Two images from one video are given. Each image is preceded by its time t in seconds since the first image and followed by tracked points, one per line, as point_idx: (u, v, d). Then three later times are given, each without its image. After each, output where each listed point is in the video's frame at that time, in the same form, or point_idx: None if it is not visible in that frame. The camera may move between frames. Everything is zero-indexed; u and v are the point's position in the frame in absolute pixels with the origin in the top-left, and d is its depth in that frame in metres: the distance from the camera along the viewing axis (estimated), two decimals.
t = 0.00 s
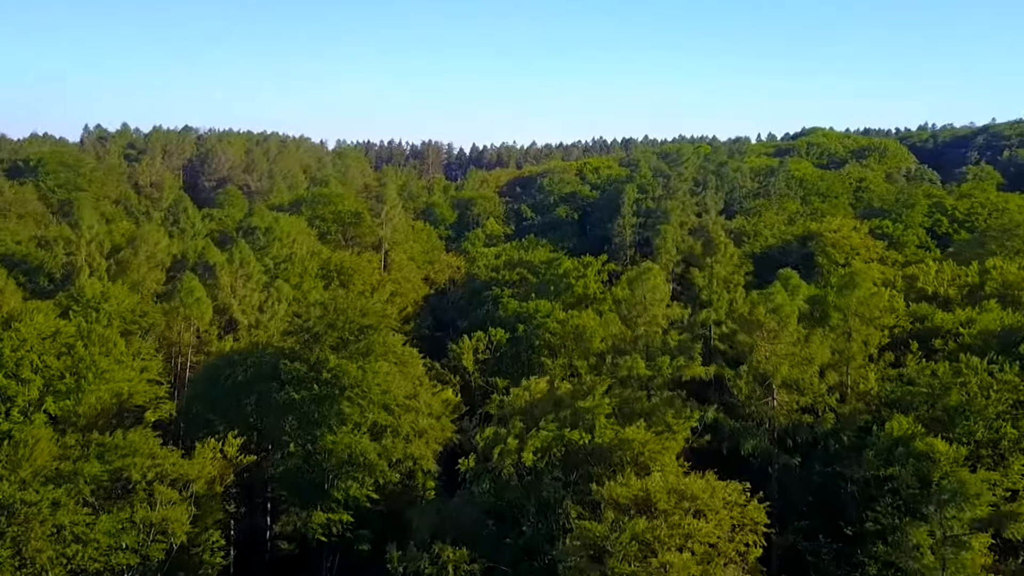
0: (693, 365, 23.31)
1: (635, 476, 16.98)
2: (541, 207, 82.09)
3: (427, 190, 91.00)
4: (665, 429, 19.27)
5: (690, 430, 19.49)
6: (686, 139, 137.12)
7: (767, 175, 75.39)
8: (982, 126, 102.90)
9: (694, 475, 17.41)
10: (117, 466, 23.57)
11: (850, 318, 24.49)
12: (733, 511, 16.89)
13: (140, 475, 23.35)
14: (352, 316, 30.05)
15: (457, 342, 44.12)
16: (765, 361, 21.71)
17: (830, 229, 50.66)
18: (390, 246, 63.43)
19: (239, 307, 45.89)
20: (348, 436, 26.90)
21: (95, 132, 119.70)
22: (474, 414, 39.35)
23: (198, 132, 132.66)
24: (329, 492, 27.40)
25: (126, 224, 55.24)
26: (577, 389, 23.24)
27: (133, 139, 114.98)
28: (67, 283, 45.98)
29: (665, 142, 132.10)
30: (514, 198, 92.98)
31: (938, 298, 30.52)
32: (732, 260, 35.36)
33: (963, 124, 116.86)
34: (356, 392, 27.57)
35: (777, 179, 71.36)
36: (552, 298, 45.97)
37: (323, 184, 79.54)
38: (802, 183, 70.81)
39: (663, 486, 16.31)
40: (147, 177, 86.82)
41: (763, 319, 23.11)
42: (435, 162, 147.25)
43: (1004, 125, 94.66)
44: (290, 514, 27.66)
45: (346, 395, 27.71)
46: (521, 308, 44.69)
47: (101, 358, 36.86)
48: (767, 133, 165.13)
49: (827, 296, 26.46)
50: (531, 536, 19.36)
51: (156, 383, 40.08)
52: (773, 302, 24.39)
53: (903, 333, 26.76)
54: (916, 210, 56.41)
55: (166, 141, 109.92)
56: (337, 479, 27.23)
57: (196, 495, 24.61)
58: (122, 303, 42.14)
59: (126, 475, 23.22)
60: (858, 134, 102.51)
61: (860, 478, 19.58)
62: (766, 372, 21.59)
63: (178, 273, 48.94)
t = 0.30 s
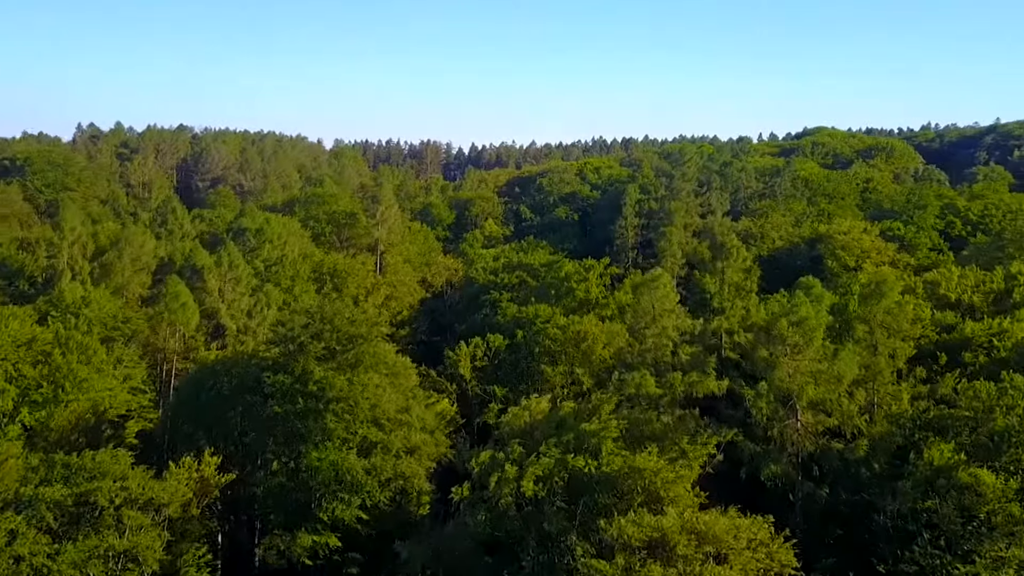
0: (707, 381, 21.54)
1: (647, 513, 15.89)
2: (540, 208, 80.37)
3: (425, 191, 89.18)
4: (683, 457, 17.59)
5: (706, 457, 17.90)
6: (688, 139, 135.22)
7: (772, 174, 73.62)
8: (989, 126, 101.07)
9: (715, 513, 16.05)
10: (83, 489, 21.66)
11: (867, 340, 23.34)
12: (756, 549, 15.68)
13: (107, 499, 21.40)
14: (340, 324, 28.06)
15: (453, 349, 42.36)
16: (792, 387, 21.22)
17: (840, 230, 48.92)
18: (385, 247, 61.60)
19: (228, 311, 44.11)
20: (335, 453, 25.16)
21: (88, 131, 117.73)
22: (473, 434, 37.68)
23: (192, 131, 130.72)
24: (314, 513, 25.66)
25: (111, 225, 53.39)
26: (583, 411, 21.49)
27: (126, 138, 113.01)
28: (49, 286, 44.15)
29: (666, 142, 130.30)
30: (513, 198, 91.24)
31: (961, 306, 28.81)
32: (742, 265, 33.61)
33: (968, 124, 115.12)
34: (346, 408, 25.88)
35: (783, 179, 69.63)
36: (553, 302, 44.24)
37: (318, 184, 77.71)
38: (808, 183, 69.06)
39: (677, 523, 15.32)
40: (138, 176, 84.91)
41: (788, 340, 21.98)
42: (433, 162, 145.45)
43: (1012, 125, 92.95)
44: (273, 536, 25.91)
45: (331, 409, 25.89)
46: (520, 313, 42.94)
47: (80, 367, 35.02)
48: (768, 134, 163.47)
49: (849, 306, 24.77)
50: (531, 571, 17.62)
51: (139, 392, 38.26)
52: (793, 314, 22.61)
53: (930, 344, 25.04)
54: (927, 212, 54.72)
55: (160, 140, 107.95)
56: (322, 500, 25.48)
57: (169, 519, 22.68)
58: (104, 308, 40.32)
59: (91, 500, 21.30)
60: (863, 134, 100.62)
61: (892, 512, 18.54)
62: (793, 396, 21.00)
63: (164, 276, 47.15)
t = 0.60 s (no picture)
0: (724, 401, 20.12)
1: (664, 556, 14.92)
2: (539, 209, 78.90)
3: (422, 192, 87.66)
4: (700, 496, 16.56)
5: (723, 487, 17.18)
6: (689, 139, 133.44)
7: (777, 174, 72.11)
8: (996, 126, 99.40)
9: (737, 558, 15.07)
10: (50, 514, 20.06)
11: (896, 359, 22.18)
12: None
13: (75, 525, 19.77)
14: (328, 335, 26.68)
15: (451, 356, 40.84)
16: (819, 409, 20.15)
17: (849, 232, 47.39)
18: (381, 250, 60.00)
19: (217, 316, 42.62)
20: (322, 471, 23.62)
21: (81, 131, 116.09)
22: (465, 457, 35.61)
23: (188, 131, 129.11)
24: (302, 533, 24.13)
25: (98, 227, 51.80)
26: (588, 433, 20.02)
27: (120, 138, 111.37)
28: (31, 291, 42.61)
29: (667, 142, 128.80)
30: (512, 199, 89.78)
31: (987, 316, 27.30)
32: (753, 271, 32.05)
33: (973, 125, 113.82)
34: (334, 424, 24.37)
35: (789, 179, 68.15)
36: (554, 308, 42.75)
37: (313, 184, 76.14)
38: (814, 183, 67.56)
39: (696, 569, 14.36)
40: (131, 176, 83.25)
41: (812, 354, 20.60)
42: (431, 162, 143.65)
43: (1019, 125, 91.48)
44: (257, 559, 24.37)
45: (317, 424, 24.35)
46: (520, 318, 41.42)
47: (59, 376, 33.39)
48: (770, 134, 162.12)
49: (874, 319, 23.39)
50: None
51: (123, 402, 36.68)
52: (815, 327, 21.12)
53: (957, 356, 23.61)
54: (939, 214, 53.26)
55: (153, 139, 106.19)
56: (310, 519, 23.96)
57: (143, 546, 21.05)
58: (88, 314, 38.78)
59: (57, 526, 19.82)
60: (867, 134, 99.04)
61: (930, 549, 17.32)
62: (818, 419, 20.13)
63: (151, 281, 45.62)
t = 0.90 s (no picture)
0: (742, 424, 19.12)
1: None
2: (539, 211, 77.48)
3: (420, 193, 86.13)
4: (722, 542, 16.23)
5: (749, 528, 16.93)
6: (691, 139, 131.74)
7: (783, 175, 70.56)
8: (1003, 125, 97.78)
9: None
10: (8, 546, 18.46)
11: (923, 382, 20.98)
12: None
13: (35, 559, 18.21)
14: (314, 346, 24.76)
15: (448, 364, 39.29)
16: (853, 439, 19.57)
17: (859, 235, 45.90)
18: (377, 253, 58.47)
19: (205, 323, 41.10)
20: (307, 494, 22.09)
21: (75, 130, 114.50)
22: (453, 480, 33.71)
23: (183, 130, 127.51)
24: (287, 558, 22.67)
25: (85, 229, 50.22)
26: (594, 459, 18.55)
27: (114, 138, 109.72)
28: (11, 298, 41.06)
29: (669, 141, 127.27)
30: (511, 200, 88.31)
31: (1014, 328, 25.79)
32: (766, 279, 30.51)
33: (979, 125, 112.18)
34: (319, 444, 22.84)
35: (795, 179, 66.64)
36: (554, 314, 41.23)
37: (308, 185, 74.61)
38: (820, 184, 66.05)
39: None
40: (123, 177, 81.65)
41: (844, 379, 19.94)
42: (430, 162, 142.01)
43: None
44: None
45: (303, 443, 22.81)
46: (520, 325, 39.88)
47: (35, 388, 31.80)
48: (772, 133, 160.55)
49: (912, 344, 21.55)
50: None
51: (104, 414, 35.13)
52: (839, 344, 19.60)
53: (986, 372, 22.18)
54: (950, 216, 51.74)
55: (146, 138, 104.47)
56: (295, 544, 22.49)
57: None
58: (69, 321, 37.21)
59: (16, 561, 18.31)
60: (873, 133, 97.50)
61: None
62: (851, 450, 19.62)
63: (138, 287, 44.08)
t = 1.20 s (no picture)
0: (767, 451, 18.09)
1: None
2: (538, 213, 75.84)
3: (417, 194, 84.47)
4: None
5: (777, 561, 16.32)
6: (692, 139, 130.02)
7: (788, 176, 68.92)
8: (1011, 125, 96.00)
9: None
10: None
11: (949, 404, 19.77)
12: None
13: None
14: (299, 361, 23.03)
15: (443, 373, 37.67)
16: (895, 477, 18.09)
17: (869, 239, 44.29)
18: (372, 257, 56.79)
19: (192, 331, 39.46)
20: (291, 520, 20.53)
21: (68, 130, 112.76)
22: (448, 518, 32.20)
23: (178, 130, 125.77)
24: None
25: (69, 232, 48.53)
26: (603, 494, 17.38)
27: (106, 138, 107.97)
28: None
29: (671, 142, 125.60)
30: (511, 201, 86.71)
31: None
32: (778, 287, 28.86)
33: (985, 125, 110.48)
34: (305, 466, 21.30)
35: (801, 180, 65.00)
36: (555, 322, 39.58)
37: (303, 186, 72.97)
38: (827, 186, 64.42)
39: None
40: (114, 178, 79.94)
41: (878, 403, 18.32)
42: (428, 163, 140.41)
43: None
44: None
45: (287, 467, 21.23)
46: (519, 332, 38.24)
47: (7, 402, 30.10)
48: (774, 134, 158.90)
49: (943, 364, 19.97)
50: None
51: (84, 428, 33.44)
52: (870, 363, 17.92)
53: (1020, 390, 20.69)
54: (963, 219, 50.12)
55: (140, 139, 102.77)
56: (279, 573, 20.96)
57: None
58: (48, 329, 35.51)
59: None
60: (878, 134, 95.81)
61: None
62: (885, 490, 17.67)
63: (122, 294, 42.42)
